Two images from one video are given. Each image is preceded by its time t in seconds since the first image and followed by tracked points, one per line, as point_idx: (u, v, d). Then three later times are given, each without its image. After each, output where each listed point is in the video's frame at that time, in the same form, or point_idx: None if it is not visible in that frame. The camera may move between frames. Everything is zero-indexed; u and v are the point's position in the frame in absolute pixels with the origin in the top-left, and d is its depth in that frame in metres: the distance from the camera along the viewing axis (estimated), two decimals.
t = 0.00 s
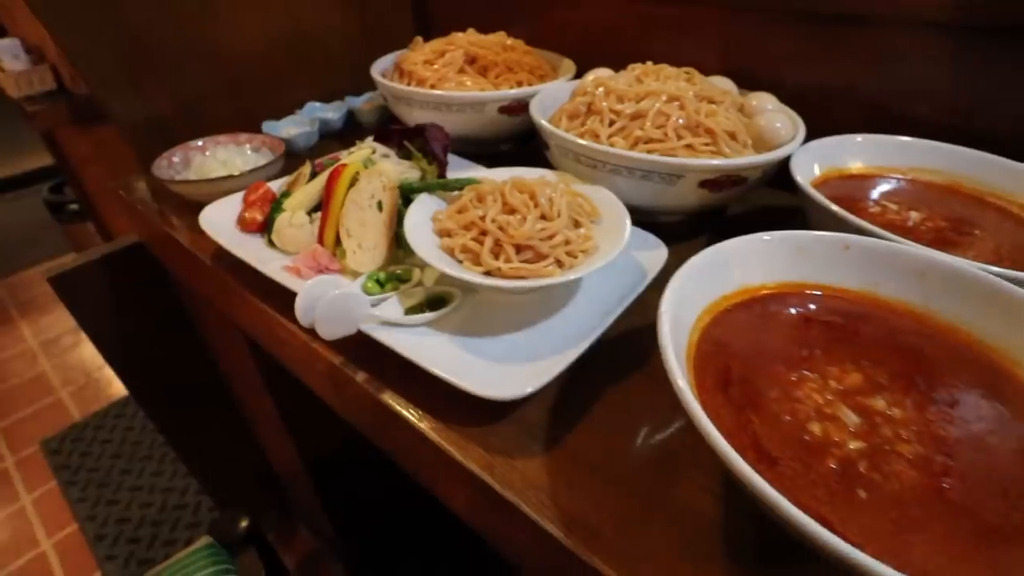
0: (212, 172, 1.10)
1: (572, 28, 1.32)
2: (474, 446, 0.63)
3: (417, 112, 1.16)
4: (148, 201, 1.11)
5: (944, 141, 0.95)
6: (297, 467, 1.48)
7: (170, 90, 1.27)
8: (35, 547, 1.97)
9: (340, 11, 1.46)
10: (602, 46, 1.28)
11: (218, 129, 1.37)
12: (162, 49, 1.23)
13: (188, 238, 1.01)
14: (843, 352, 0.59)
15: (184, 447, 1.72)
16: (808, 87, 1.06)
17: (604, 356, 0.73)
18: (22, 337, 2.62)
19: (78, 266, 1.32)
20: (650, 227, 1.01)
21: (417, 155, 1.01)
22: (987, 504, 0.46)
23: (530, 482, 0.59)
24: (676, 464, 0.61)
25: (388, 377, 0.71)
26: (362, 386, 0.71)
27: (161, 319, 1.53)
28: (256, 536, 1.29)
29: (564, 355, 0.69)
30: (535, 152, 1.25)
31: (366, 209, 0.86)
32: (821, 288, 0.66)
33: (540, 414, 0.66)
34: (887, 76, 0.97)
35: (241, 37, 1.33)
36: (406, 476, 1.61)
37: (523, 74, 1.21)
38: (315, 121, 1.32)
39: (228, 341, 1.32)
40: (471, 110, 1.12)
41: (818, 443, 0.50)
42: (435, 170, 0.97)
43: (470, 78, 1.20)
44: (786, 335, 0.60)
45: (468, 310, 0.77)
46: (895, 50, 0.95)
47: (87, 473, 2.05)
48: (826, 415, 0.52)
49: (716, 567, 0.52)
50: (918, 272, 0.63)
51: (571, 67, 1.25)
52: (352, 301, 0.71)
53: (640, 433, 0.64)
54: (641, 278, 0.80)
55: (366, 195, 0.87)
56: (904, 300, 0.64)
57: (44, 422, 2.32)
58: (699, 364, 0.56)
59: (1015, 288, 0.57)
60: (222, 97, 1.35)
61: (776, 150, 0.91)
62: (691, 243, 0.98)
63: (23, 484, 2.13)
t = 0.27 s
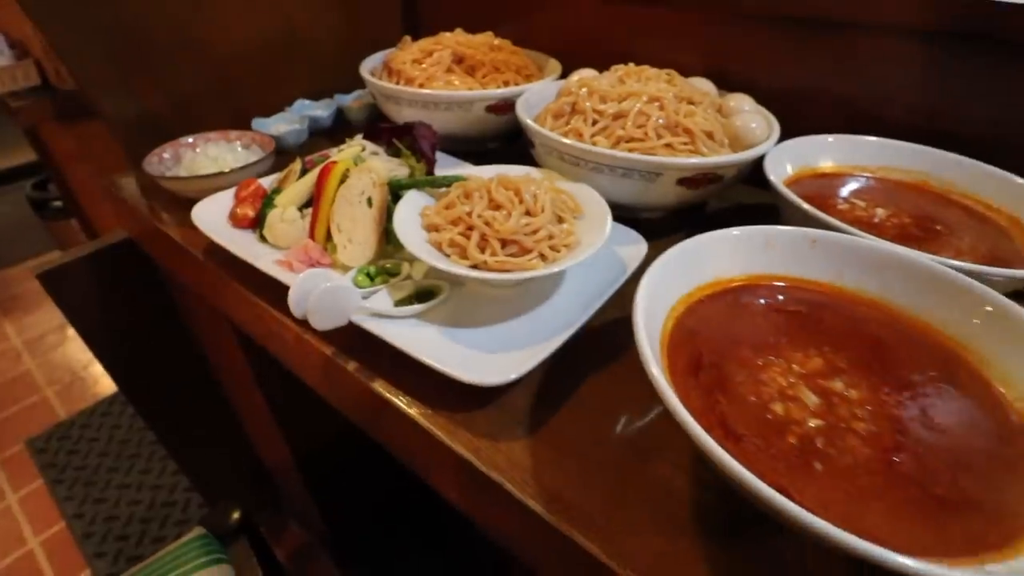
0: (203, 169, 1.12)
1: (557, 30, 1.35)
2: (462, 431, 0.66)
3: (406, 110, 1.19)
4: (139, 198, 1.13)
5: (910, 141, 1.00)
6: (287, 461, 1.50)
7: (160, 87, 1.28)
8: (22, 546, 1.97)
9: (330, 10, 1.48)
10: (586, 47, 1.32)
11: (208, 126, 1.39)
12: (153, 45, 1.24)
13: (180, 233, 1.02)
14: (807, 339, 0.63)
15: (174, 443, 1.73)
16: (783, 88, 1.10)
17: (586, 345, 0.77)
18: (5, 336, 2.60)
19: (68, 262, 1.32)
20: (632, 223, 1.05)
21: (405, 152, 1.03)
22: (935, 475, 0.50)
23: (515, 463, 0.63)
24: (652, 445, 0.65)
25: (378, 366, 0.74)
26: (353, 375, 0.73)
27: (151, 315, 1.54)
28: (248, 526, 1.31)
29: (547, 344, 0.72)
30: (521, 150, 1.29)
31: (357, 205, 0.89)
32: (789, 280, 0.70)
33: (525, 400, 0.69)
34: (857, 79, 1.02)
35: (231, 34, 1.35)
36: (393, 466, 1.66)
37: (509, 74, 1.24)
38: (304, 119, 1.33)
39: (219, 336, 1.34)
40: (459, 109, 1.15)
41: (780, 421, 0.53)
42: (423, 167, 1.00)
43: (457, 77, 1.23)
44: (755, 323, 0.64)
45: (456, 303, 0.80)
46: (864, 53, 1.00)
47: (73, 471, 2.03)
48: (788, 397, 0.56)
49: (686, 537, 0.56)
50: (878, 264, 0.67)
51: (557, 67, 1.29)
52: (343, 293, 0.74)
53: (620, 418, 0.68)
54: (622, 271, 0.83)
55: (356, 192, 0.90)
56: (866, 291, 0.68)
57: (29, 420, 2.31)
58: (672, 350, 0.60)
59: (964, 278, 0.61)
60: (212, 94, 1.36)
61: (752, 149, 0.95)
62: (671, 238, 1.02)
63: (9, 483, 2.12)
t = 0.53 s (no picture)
0: (191, 172, 1.13)
1: (539, 35, 1.39)
2: (449, 422, 0.69)
3: (392, 113, 1.21)
4: (128, 200, 1.14)
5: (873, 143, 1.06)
6: (276, 459, 1.52)
7: (148, 90, 1.29)
8: (7, 551, 1.96)
9: (316, 15, 1.50)
10: (567, 52, 1.36)
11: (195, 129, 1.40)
12: (140, 49, 1.25)
13: (169, 235, 1.04)
14: (770, 330, 0.67)
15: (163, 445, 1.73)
16: (754, 92, 1.15)
17: (566, 339, 0.80)
18: None
19: (55, 265, 1.33)
20: (611, 222, 1.09)
21: (391, 154, 1.06)
22: (884, 452, 0.55)
23: (498, 450, 0.66)
24: (628, 431, 0.69)
25: (367, 361, 0.77)
26: (343, 370, 0.76)
27: (139, 317, 1.55)
28: (239, 524, 1.33)
29: (529, 338, 0.76)
30: (505, 152, 1.32)
31: (344, 207, 0.91)
32: (756, 275, 0.74)
33: (508, 391, 0.73)
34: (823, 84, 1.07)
35: (218, 38, 1.36)
36: (381, 462, 1.68)
37: (492, 78, 1.28)
38: (291, 122, 1.36)
39: (208, 336, 1.35)
40: (443, 112, 1.18)
41: (743, 406, 0.58)
42: (409, 169, 1.03)
43: (442, 81, 1.26)
44: (723, 316, 0.68)
45: (441, 300, 0.83)
46: (830, 60, 1.05)
47: (58, 475, 2.04)
48: (752, 383, 0.60)
49: (658, 515, 0.60)
50: (837, 259, 0.71)
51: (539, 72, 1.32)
52: (332, 292, 0.76)
53: (598, 406, 0.71)
54: (601, 268, 0.87)
55: (343, 194, 0.93)
56: (827, 285, 0.72)
57: (13, 425, 2.29)
58: (645, 341, 0.64)
59: (914, 271, 0.66)
60: (199, 97, 1.38)
61: (725, 151, 0.99)
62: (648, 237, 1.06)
63: None
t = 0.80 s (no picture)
0: (180, 178, 1.15)
1: (520, 40, 1.43)
2: (436, 414, 0.72)
3: (377, 118, 1.24)
4: (117, 206, 1.15)
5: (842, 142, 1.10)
6: (268, 461, 1.54)
7: (134, 98, 1.31)
8: None
9: (301, 21, 1.52)
10: (548, 57, 1.40)
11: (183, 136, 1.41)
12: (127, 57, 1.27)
13: (159, 240, 1.06)
14: (740, 321, 0.71)
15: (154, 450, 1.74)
16: (727, 93, 1.20)
17: (548, 333, 0.84)
18: None
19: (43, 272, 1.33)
20: (592, 221, 1.12)
21: (377, 159, 1.09)
22: (843, 432, 0.58)
23: (485, 440, 0.69)
24: (608, 419, 0.72)
25: (357, 358, 0.80)
26: (333, 368, 0.79)
27: (128, 322, 1.56)
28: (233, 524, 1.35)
29: (513, 333, 0.79)
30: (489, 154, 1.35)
31: (332, 210, 0.94)
32: (727, 270, 0.78)
33: (493, 384, 0.76)
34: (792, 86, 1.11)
35: (204, 46, 1.38)
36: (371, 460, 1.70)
37: (475, 82, 1.31)
38: (278, 128, 1.38)
39: (198, 340, 1.37)
40: (428, 116, 1.21)
41: (712, 391, 0.61)
42: (395, 173, 1.06)
43: (426, 86, 1.29)
44: (696, 308, 0.72)
45: (428, 298, 0.86)
46: (797, 62, 1.10)
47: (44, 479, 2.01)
48: (721, 370, 0.64)
49: (636, 497, 0.64)
50: (803, 253, 0.75)
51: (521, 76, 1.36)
52: (322, 292, 0.79)
53: (579, 397, 0.75)
54: (581, 266, 0.90)
55: (331, 197, 0.95)
56: (794, 278, 0.76)
57: None
58: (621, 332, 0.67)
59: (873, 263, 0.70)
60: (186, 104, 1.40)
61: (699, 151, 1.04)
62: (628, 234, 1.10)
63: None
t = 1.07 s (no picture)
0: (173, 173, 1.17)
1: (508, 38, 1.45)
2: (426, 400, 0.75)
3: (368, 115, 1.26)
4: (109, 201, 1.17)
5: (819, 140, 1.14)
6: (260, 454, 1.56)
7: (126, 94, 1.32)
8: None
9: (291, 19, 1.54)
10: (535, 55, 1.43)
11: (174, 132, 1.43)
12: (118, 54, 1.28)
13: (152, 235, 1.08)
14: (717, 309, 0.74)
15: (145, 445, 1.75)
16: (708, 93, 1.23)
17: (534, 323, 0.87)
18: None
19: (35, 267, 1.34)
20: (579, 216, 1.15)
21: (368, 155, 1.11)
22: (810, 411, 0.62)
23: (473, 424, 0.72)
24: (591, 404, 0.75)
25: (349, 347, 0.82)
26: (326, 357, 0.81)
27: (119, 318, 1.57)
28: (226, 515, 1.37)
29: (500, 323, 0.82)
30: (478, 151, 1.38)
31: (324, 204, 0.96)
32: (705, 262, 0.81)
33: (481, 372, 0.79)
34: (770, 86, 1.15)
35: (196, 42, 1.39)
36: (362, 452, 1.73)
37: (465, 80, 1.33)
38: (270, 124, 1.39)
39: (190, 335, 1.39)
40: (418, 113, 1.23)
41: (689, 375, 0.65)
42: (386, 169, 1.08)
43: (416, 84, 1.31)
44: (675, 298, 0.76)
45: (418, 290, 0.89)
46: (775, 63, 1.13)
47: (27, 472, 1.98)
48: (697, 355, 0.67)
49: (616, 476, 0.67)
50: (777, 246, 0.79)
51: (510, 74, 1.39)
52: (315, 283, 0.82)
53: (564, 383, 0.78)
54: (567, 259, 0.93)
55: (323, 192, 0.98)
56: (769, 269, 0.80)
57: None
58: (603, 320, 0.70)
59: (843, 254, 0.74)
60: (178, 100, 1.41)
61: (681, 149, 1.07)
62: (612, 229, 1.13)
63: None
